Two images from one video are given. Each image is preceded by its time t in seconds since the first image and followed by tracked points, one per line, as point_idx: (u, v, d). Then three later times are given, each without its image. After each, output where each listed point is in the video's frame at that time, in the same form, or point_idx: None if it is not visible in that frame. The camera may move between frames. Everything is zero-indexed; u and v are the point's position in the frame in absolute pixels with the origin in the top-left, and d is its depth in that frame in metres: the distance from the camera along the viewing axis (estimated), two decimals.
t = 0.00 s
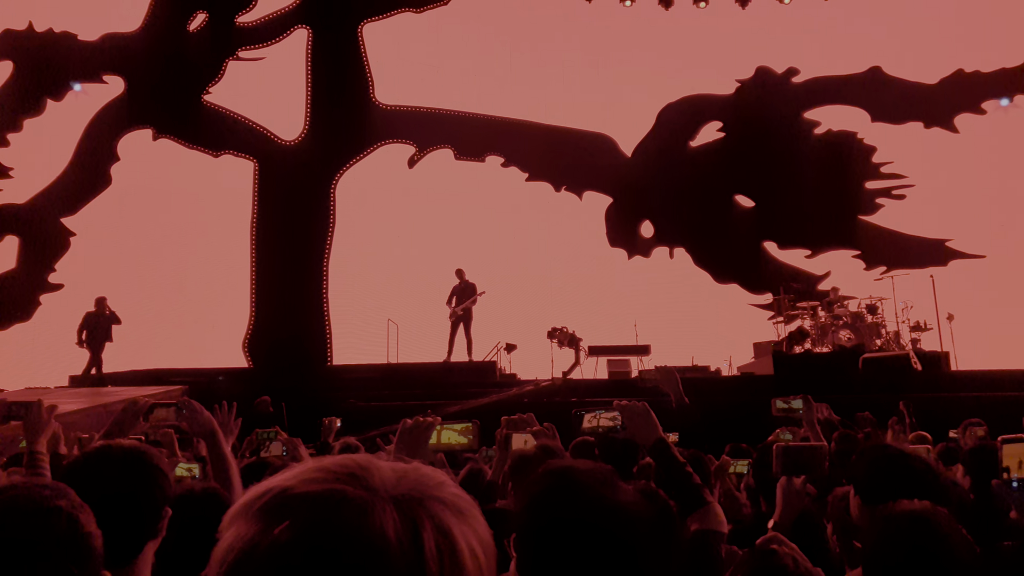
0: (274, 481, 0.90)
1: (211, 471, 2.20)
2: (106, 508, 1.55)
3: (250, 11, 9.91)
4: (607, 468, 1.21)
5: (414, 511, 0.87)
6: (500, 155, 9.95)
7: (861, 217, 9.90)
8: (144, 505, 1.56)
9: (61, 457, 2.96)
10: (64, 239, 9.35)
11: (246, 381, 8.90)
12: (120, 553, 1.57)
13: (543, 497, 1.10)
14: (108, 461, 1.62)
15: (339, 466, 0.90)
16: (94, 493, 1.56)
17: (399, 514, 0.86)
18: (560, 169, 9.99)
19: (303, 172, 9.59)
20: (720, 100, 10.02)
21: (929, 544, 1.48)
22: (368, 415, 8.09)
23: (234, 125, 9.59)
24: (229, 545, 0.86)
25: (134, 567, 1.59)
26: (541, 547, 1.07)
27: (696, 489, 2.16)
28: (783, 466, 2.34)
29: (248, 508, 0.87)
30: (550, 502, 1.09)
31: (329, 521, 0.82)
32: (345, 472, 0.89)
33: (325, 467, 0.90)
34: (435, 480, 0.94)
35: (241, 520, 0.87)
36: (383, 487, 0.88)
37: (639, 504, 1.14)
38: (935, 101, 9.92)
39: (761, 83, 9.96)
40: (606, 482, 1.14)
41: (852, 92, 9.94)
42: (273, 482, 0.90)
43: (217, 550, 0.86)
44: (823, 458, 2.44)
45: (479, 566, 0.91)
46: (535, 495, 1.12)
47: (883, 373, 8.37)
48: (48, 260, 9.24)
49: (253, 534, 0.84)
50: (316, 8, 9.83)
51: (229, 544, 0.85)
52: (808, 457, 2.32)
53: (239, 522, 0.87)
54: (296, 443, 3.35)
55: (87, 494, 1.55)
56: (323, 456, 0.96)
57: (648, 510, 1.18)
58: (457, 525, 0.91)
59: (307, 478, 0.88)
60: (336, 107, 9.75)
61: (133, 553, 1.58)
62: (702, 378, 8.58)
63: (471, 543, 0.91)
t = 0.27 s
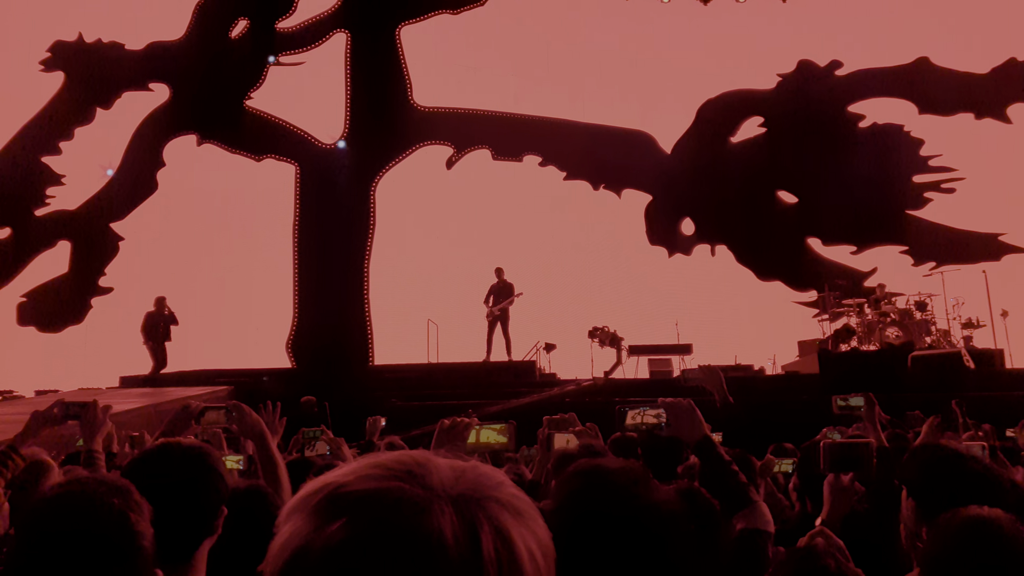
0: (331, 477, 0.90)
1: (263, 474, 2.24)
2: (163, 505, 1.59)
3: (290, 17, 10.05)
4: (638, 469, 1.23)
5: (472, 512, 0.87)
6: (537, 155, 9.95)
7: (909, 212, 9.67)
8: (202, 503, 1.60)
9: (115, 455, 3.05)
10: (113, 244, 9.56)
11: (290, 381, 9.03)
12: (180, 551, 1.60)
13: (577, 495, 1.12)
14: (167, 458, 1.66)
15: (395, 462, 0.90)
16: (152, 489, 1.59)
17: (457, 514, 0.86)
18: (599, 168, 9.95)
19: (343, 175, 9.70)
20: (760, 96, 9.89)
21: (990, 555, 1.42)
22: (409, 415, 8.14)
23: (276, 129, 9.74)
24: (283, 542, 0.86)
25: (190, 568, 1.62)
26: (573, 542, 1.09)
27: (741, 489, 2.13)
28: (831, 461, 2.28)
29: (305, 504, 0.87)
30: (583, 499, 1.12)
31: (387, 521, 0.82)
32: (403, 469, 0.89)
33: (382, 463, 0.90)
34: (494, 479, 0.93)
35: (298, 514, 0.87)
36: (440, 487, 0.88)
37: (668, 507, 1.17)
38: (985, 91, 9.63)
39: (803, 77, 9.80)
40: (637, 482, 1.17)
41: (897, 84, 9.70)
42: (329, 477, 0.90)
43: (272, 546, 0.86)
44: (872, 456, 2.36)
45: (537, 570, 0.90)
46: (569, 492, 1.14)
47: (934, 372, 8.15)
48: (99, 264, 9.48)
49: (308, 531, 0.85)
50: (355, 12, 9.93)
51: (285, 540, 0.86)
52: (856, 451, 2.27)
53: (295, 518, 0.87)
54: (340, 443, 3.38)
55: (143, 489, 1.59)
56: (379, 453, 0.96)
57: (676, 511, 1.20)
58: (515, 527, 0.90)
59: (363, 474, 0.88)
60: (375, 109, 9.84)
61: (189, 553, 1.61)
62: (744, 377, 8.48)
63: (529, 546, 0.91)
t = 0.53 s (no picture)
0: (370, 467, 0.90)
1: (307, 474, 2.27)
2: (209, 500, 1.62)
3: (327, 21, 10.16)
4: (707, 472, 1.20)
5: (508, 508, 0.86)
6: (573, 154, 9.92)
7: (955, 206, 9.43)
8: (247, 498, 1.63)
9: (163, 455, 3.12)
10: (157, 247, 9.78)
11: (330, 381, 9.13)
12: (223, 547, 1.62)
13: (626, 495, 1.12)
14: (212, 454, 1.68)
15: (435, 455, 0.90)
16: (199, 483, 1.62)
17: (492, 509, 0.85)
18: (635, 165, 9.89)
19: (380, 176, 9.78)
20: (800, 91, 9.74)
21: None
22: (447, 415, 8.17)
23: (314, 132, 9.86)
24: (322, 530, 0.87)
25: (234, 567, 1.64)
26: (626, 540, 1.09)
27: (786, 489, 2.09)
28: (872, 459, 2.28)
29: (343, 494, 0.87)
30: (634, 497, 1.11)
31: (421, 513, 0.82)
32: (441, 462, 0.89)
33: (421, 455, 0.90)
34: (533, 476, 0.92)
35: (337, 503, 0.88)
36: (477, 481, 0.87)
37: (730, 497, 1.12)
38: None
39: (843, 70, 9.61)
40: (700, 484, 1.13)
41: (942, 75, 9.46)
42: (369, 467, 0.90)
43: (310, 534, 0.87)
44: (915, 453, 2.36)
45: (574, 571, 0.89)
46: (626, 488, 1.13)
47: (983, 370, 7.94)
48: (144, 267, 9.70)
49: (345, 520, 0.85)
50: (391, 15, 10.01)
51: (323, 529, 0.86)
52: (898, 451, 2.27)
53: (333, 507, 0.87)
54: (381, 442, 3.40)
55: (190, 483, 1.62)
56: (418, 446, 0.96)
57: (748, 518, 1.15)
58: (553, 526, 0.88)
59: (400, 466, 0.88)
60: (411, 111, 9.90)
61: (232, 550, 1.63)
62: (786, 377, 8.35)
63: (566, 545, 0.89)
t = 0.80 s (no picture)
0: (394, 466, 0.91)
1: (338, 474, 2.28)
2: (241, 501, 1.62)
3: (354, 23, 10.23)
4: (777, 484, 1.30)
5: (528, 508, 0.85)
6: (601, 153, 9.89)
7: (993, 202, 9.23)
8: (278, 499, 1.65)
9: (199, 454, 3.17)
10: (190, 249, 9.92)
11: (360, 381, 9.19)
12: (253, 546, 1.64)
13: (704, 500, 1.24)
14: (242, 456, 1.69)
15: (456, 455, 0.90)
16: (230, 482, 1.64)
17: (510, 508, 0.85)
18: (663, 164, 9.83)
19: (408, 178, 9.83)
20: (831, 86, 9.61)
21: None
22: (476, 415, 8.18)
23: (342, 135, 9.94)
24: (345, 527, 0.87)
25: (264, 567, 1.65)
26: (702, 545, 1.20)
27: (818, 488, 2.05)
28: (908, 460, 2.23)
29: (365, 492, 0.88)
30: (708, 505, 1.23)
31: (440, 511, 0.82)
32: (461, 462, 0.89)
33: (442, 455, 0.90)
34: (554, 476, 0.91)
35: (360, 502, 0.88)
36: (496, 481, 0.87)
37: (804, 514, 1.24)
38: None
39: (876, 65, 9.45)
40: (771, 494, 1.24)
41: (979, 68, 9.25)
42: (392, 466, 0.91)
43: (332, 532, 0.87)
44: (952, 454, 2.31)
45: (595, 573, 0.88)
46: (696, 499, 1.25)
47: None
48: (177, 269, 9.85)
49: (366, 518, 0.85)
50: (418, 17, 10.06)
51: (345, 526, 0.87)
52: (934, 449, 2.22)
53: (355, 506, 0.88)
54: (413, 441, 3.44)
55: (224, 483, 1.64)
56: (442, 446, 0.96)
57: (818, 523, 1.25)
58: (574, 527, 0.88)
59: (422, 465, 0.88)
60: (438, 112, 9.94)
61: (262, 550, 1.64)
62: (818, 376, 8.25)
63: (587, 546, 0.89)
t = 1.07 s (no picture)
0: (407, 460, 0.90)
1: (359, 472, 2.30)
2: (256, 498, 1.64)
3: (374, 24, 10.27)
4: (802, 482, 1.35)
5: (545, 499, 0.86)
6: (621, 151, 9.86)
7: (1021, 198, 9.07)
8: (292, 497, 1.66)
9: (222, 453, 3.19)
10: (213, 249, 10.01)
11: (381, 380, 9.21)
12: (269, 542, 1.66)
13: (734, 501, 1.26)
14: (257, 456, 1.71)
15: (471, 448, 0.90)
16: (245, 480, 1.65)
17: (528, 498, 0.85)
18: (684, 161, 9.78)
19: (428, 177, 9.85)
20: (854, 82, 9.51)
21: None
22: (497, 414, 8.17)
23: (363, 135, 9.99)
24: (360, 522, 0.87)
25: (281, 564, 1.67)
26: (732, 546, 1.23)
27: (838, 485, 2.03)
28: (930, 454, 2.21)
29: (381, 486, 0.87)
30: (740, 506, 1.25)
31: (456, 503, 0.82)
32: (477, 455, 0.88)
33: (456, 448, 0.90)
34: (568, 468, 0.92)
35: (374, 497, 0.87)
36: (513, 472, 0.87)
37: (831, 513, 1.30)
38: None
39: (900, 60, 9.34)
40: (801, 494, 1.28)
41: (1006, 62, 9.10)
42: (406, 460, 0.90)
43: (348, 527, 0.87)
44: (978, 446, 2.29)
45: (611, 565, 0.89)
46: (725, 499, 1.28)
47: None
48: (200, 270, 9.93)
49: (382, 512, 0.85)
50: (437, 17, 10.08)
51: (360, 521, 0.86)
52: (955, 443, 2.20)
53: (369, 501, 0.87)
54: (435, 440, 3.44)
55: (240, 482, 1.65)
56: (454, 441, 0.96)
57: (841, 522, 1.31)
58: (589, 518, 0.88)
59: (437, 459, 0.88)
60: (457, 111, 9.95)
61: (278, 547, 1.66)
62: (842, 375, 8.16)
63: (604, 538, 0.89)
